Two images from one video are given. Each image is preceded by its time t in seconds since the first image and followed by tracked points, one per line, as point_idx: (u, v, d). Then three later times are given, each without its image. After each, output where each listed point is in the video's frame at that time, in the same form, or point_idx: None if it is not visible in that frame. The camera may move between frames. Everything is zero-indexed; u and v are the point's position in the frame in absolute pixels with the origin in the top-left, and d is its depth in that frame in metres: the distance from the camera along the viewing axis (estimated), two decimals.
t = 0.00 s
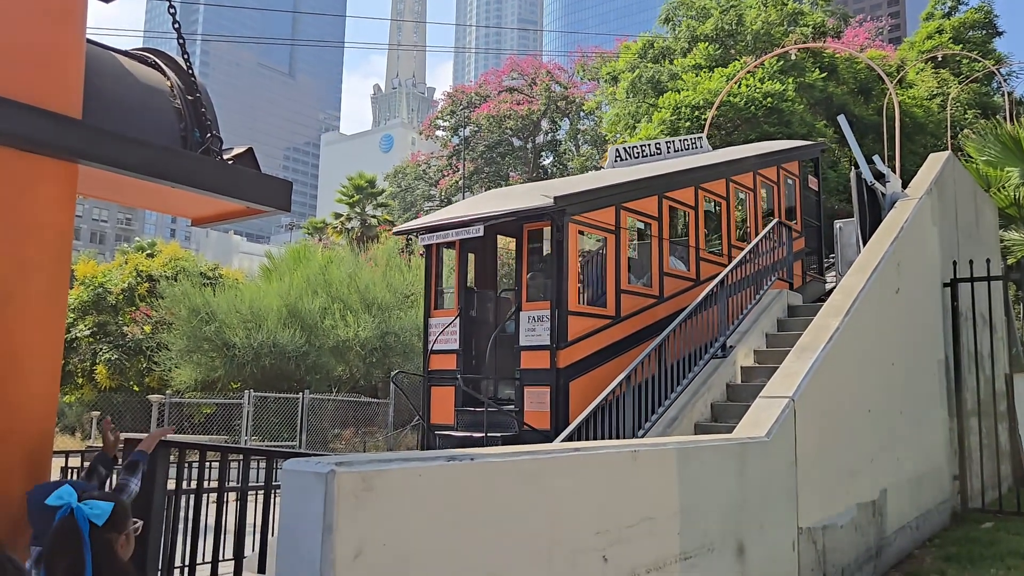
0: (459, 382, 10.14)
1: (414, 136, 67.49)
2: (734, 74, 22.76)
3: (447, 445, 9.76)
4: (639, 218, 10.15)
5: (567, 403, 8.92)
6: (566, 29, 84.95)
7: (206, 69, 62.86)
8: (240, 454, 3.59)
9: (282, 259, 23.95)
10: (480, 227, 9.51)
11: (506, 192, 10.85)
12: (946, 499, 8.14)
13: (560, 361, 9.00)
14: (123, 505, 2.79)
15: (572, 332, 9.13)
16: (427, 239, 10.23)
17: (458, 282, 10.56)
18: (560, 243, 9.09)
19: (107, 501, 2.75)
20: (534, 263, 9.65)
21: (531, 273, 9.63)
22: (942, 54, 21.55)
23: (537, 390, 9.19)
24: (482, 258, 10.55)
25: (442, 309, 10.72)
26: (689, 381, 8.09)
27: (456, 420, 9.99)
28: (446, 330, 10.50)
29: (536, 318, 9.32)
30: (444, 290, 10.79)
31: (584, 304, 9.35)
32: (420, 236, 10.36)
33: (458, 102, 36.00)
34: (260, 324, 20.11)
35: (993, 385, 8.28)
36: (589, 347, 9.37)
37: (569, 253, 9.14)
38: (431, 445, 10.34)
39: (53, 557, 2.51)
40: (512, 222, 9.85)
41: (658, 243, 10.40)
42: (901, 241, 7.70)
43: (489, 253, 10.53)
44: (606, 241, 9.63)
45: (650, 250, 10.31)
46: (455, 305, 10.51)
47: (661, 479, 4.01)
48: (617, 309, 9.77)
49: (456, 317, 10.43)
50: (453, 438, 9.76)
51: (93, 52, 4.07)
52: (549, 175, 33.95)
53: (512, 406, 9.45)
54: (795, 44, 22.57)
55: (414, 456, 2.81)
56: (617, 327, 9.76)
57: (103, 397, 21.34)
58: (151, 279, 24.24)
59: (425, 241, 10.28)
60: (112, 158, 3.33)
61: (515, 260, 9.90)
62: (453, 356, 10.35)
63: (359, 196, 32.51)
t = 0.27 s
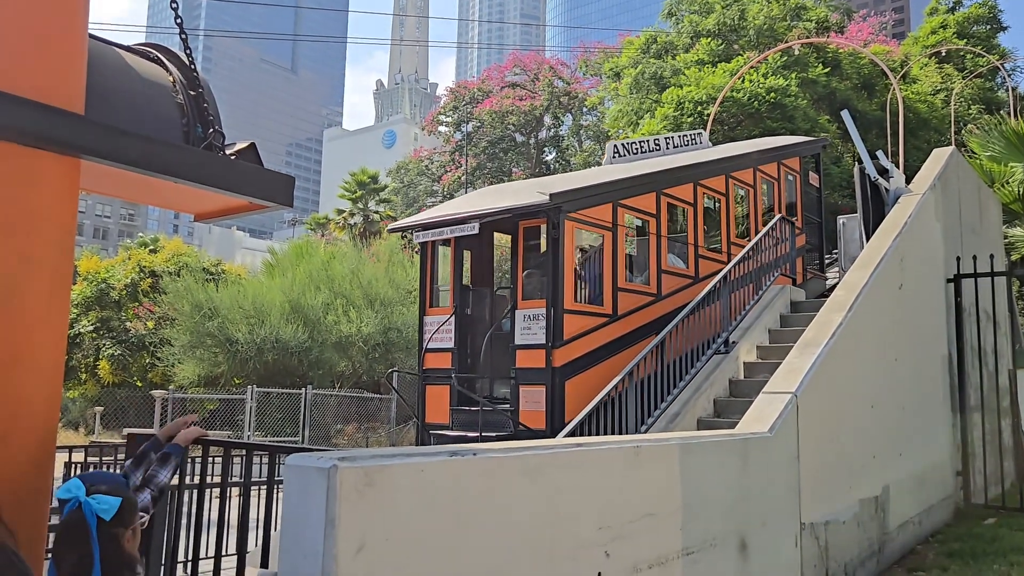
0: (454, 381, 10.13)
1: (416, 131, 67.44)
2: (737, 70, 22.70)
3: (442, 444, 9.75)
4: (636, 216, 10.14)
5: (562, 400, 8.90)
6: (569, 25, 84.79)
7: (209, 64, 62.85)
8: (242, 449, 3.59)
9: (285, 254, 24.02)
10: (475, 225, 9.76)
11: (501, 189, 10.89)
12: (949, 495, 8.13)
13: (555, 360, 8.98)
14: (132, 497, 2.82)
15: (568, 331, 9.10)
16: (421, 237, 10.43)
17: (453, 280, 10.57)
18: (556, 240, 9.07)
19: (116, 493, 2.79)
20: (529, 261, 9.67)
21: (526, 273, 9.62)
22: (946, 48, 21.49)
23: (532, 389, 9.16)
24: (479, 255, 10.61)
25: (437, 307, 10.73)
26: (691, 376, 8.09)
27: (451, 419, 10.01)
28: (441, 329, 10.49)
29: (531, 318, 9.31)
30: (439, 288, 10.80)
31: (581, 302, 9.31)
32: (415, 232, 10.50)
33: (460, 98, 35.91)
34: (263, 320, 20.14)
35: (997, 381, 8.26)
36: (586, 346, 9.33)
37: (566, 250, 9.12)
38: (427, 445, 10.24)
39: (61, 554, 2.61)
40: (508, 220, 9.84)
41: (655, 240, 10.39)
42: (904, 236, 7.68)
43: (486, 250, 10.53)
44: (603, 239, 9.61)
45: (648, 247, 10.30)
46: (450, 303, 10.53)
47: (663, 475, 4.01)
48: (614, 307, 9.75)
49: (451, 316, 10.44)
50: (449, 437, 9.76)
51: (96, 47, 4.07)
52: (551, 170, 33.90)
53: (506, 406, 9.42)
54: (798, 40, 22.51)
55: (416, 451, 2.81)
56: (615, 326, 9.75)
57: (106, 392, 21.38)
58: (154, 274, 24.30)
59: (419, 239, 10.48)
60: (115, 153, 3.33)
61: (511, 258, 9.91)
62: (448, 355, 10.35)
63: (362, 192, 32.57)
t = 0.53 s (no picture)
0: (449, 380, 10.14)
1: (420, 128, 67.44)
2: (741, 66, 22.66)
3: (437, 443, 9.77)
4: (635, 213, 10.11)
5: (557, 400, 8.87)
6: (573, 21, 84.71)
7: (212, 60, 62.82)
8: (244, 445, 3.58)
9: (288, 251, 24.12)
10: (471, 222, 9.52)
11: (497, 187, 10.81)
12: (953, 491, 8.11)
13: (552, 360, 8.94)
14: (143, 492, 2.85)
15: (564, 330, 9.07)
16: (416, 234, 10.24)
17: (449, 279, 10.57)
18: (552, 239, 9.00)
19: (128, 488, 2.82)
20: (525, 260, 9.62)
21: (524, 272, 9.60)
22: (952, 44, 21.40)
23: (528, 389, 9.13)
24: (476, 252, 10.48)
25: (434, 306, 10.73)
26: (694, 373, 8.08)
27: (447, 419, 10.01)
28: (437, 328, 10.50)
29: (527, 317, 9.29)
30: (436, 287, 10.82)
31: (578, 301, 9.28)
32: (410, 230, 10.39)
33: (464, 94, 35.86)
34: (267, 316, 20.18)
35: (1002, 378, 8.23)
36: (582, 346, 9.30)
37: (562, 249, 9.06)
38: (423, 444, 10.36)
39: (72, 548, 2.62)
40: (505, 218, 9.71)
41: (654, 239, 10.36)
42: (909, 233, 7.66)
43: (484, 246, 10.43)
44: (601, 237, 9.57)
45: (645, 246, 10.27)
46: (447, 302, 10.52)
47: (667, 471, 4.01)
48: (612, 306, 9.71)
49: (447, 314, 10.45)
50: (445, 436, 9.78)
51: (100, 44, 4.08)
52: (555, 166, 33.80)
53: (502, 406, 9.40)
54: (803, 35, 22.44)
55: (419, 446, 2.81)
56: (613, 324, 9.73)
57: (110, 388, 21.42)
58: (158, 270, 24.34)
59: (413, 237, 10.29)
60: (117, 149, 3.33)
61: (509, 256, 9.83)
62: (444, 354, 10.36)
63: (366, 188, 33.11)
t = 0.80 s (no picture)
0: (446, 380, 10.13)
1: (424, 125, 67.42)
2: (746, 62, 22.60)
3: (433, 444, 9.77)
4: (635, 212, 10.06)
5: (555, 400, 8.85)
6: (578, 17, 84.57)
7: (217, 58, 62.95)
8: (250, 441, 3.59)
9: (293, 247, 24.21)
10: (468, 220, 9.44)
11: (495, 185, 10.77)
12: (959, 489, 8.09)
13: (549, 361, 8.91)
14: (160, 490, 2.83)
15: (561, 331, 9.03)
16: (413, 234, 10.23)
17: (447, 278, 10.53)
18: (550, 238, 8.95)
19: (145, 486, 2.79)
20: (525, 258, 9.55)
21: (522, 271, 9.53)
22: (958, 40, 21.32)
23: (525, 390, 9.11)
24: (476, 249, 10.46)
25: (430, 305, 10.72)
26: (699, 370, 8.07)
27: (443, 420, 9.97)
28: (434, 328, 10.49)
29: (525, 317, 9.25)
30: (433, 287, 10.79)
31: (575, 301, 9.23)
32: (407, 229, 10.36)
33: (468, 91, 35.79)
34: (271, 313, 20.24)
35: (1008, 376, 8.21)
36: (580, 347, 9.26)
37: (560, 248, 9.01)
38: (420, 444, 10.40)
39: (95, 541, 2.55)
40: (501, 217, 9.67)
41: (654, 237, 10.32)
42: (915, 230, 7.64)
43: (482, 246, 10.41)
44: (600, 235, 9.52)
45: (645, 245, 10.23)
46: (444, 301, 10.49)
47: (672, 468, 4.01)
48: (611, 306, 9.68)
49: (444, 314, 10.43)
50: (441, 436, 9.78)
51: (106, 42, 4.09)
52: (560, 163, 33.38)
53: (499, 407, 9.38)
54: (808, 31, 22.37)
55: (424, 444, 2.81)
56: (612, 324, 9.70)
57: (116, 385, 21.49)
58: (164, 267, 24.42)
59: (410, 236, 10.26)
60: (123, 146, 3.33)
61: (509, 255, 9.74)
62: (440, 354, 10.35)
63: (370, 185, 35.11)
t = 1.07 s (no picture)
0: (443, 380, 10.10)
1: (430, 122, 67.40)
2: (752, 58, 22.53)
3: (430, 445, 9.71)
4: (636, 210, 10.03)
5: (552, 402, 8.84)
6: (584, 14, 84.46)
7: (222, 55, 63.07)
8: (259, 437, 3.59)
9: (299, 244, 24.27)
10: (465, 220, 9.50)
11: (494, 183, 10.75)
12: (966, 486, 8.07)
13: (548, 361, 8.90)
14: (175, 488, 2.83)
15: (560, 331, 9.02)
16: (410, 233, 10.26)
17: (445, 277, 10.51)
18: (549, 237, 8.91)
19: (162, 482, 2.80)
20: (524, 255, 9.61)
21: (521, 270, 9.56)
22: (966, 36, 21.25)
23: (524, 391, 9.10)
24: (475, 249, 10.51)
25: (429, 305, 10.72)
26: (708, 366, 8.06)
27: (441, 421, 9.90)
28: (432, 328, 10.46)
29: (524, 317, 9.24)
30: (431, 286, 10.76)
31: (574, 301, 9.21)
32: (405, 227, 10.36)
33: (474, 88, 35.70)
34: (278, 310, 20.30)
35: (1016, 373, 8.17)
36: (579, 348, 9.24)
37: (559, 247, 8.98)
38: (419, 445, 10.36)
39: (110, 531, 2.55)
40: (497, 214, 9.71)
41: (655, 236, 10.30)
42: (923, 226, 7.61)
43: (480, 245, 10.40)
44: (600, 234, 9.49)
45: (647, 243, 10.20)
46: (442, 301, 10.45)
47: (679, 465, 4.00)
48: (611, 306, 9.65)
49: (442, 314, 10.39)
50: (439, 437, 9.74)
51: (113, 39, 4.09)
52: (565, 160, 33.53)
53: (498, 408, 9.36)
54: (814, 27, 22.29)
55: (432, 441, 2.81)
56: (612, 324, 9.68)
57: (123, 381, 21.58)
58: (170, 265, 24.51)
59: (409, 235, 10.29)
60: (132, 143, 3.34)
61: (506, 253, 9.78)
62: (438, 354, 10.31)
63: (376, 181, 35.65)
